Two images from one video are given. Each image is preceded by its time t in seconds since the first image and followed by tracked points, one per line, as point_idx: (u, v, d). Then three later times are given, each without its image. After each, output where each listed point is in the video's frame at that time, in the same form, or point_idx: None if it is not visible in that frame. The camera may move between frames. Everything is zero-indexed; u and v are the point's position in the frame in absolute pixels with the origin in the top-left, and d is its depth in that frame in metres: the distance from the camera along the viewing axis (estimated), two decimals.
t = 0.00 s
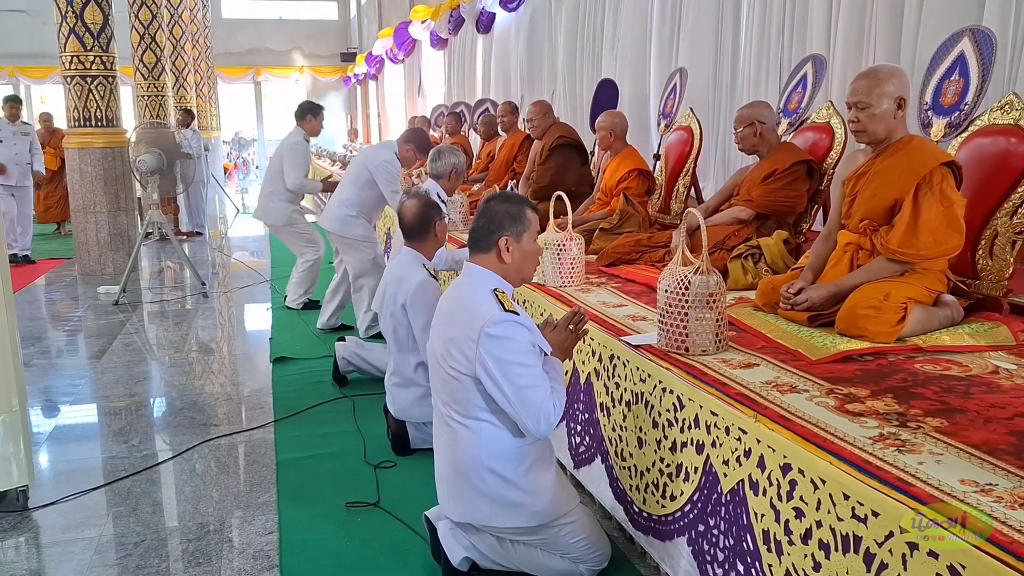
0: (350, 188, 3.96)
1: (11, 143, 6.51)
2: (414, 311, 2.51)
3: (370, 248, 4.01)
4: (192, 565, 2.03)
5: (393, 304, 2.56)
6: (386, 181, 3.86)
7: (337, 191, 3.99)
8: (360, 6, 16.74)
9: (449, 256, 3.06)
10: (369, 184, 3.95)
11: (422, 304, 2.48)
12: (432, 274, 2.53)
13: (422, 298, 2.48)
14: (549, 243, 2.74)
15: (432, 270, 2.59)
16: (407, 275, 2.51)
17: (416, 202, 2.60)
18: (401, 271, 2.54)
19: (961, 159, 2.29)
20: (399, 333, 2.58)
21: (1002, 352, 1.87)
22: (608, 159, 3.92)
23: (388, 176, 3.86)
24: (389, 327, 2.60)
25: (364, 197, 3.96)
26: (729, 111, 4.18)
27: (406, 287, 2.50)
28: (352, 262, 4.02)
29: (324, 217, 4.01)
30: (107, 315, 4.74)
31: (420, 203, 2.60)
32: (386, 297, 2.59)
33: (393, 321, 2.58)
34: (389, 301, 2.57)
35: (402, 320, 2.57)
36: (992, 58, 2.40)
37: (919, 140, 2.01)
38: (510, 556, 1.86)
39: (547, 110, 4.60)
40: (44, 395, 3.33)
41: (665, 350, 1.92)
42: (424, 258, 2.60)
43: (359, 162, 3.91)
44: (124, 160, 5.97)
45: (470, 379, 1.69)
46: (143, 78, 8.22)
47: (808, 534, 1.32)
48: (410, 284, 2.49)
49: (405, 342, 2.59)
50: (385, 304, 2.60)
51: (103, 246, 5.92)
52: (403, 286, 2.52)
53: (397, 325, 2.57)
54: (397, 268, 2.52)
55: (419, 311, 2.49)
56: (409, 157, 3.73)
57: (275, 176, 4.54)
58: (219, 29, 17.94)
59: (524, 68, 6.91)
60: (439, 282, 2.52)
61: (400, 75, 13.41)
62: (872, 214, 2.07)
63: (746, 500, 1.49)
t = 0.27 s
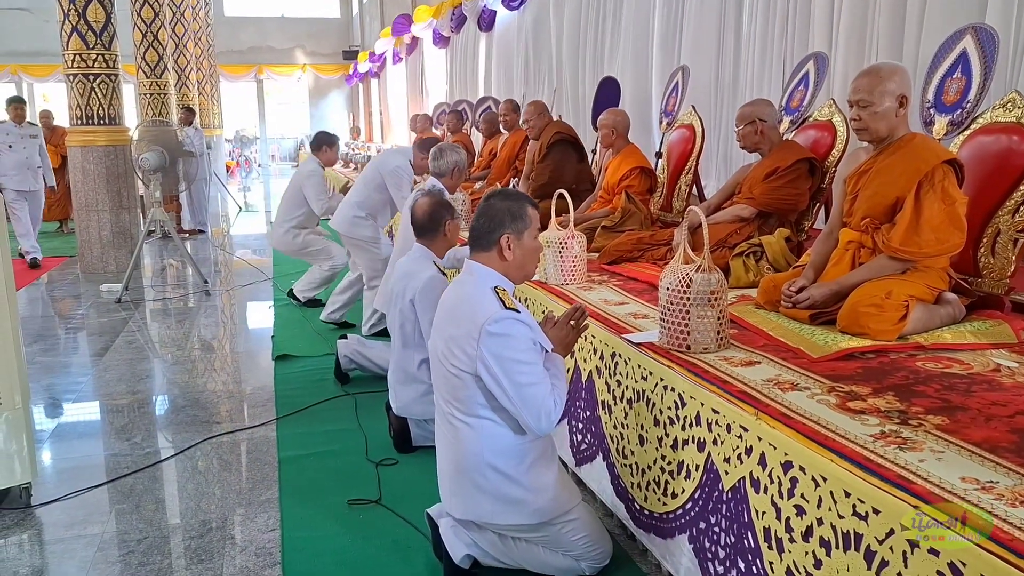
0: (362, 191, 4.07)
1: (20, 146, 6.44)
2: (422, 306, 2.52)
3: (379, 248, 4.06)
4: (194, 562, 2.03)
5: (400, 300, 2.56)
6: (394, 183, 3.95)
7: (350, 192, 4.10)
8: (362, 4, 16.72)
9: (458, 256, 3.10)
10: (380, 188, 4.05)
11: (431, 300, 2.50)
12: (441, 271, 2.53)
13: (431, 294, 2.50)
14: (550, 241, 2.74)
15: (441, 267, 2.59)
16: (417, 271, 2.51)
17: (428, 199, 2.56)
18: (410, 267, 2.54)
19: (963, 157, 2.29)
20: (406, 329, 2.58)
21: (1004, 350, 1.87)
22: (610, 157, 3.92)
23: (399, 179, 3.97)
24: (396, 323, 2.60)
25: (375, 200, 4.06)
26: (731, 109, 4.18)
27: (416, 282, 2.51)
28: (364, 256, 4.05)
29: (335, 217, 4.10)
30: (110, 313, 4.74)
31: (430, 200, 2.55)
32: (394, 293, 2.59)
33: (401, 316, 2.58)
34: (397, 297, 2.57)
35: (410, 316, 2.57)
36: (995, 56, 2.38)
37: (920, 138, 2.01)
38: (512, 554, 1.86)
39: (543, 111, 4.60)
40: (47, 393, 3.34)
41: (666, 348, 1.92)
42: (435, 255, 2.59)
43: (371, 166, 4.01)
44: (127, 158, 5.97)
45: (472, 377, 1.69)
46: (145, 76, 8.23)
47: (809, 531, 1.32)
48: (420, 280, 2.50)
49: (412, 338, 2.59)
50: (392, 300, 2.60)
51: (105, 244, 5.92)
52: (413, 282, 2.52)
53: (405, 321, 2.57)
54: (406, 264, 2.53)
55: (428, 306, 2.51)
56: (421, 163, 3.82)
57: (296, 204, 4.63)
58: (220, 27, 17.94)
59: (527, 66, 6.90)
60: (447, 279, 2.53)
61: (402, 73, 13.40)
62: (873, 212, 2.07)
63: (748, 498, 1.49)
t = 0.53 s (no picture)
0: (367, 195, 4.26)
1: (26, 142, 6.30)
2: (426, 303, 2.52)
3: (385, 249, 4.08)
4: (196, 559, 2.04)
5: (404, 296, 2.56)
6: (399, 180, 4.15)
7: (356, 196, 4.29)
8: (364, 2, 16.71)
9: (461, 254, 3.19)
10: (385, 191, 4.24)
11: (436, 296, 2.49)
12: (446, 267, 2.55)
13: (435, 290, 2.49)
14: (552, 239, 2.74)
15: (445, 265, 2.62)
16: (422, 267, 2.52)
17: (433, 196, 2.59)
18: (417, 263, 2.56)
19: (964, 154, 2.29)
20: (411, 326, 2.57)
21: (1005, 348, 1.87)
22: (612, 155, 3.92)
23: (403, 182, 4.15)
24: (400, 319, 2.58)
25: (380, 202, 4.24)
26: (733, 107, 4.18)
27: (420, 278, 2.51)
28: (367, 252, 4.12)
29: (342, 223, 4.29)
30: (112, 311, 4.75)
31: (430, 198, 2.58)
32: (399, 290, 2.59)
33: (404, 312, 2.57)
34: (401, 292, 2.57)
35: (414, 312, 2.56)
36: (996, 54, 2.38)
37: (922, 136, 2.00)
38: (512, 551, 1.87)
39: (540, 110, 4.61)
40: (49, 390, 3.34)
41: (667, 345, 1.92)
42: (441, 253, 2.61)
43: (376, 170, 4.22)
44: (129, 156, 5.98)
45: (470, 375, 1.69)
46: (147, 74, 8.24)
47: (809, 528, 1.32)
48: (424, 276, 2.50)
49: (416, 334, 2.57)
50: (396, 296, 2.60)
51: (108, 241, 5.93)
52: (417, 278, 2.53)
53: (409, 317, 2.56)
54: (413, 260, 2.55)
55: (432, 302, 2.50)
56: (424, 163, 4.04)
57: (308, 224, 4.60)
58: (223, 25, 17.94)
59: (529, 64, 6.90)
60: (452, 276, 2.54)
61: (404, 71, 13.39)
62: (874, 210, 2.07)
63: (748, 495, 1.49)
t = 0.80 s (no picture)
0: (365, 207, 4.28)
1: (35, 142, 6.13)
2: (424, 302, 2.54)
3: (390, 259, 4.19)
4: (197, 557, 2.04)
5: (403, 296, 2.58)
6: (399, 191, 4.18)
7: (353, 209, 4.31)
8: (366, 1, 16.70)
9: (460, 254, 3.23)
10: (385, 203, 4.27)
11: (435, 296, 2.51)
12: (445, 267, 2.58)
13: (434, 289, 2.51)
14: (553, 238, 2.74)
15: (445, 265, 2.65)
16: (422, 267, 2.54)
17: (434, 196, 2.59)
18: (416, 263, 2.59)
19: (965, 153, 2.29)
20: (410, 324, 2.58)
21: (1006, 347, 1.87)
22: (613, 153, 3.92)
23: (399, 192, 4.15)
24: (399, 318, 2.59)
25: (380, 215, 4.27)
26: (735, 105, 4.17)
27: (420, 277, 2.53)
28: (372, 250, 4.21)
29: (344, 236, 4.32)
30: (114, 309, 4.75)
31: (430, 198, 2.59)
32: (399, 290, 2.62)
33: (404, 311, 2.58)
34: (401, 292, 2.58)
35: (413, 311, 2.58)
36: (998, 52, 2.39)
37: (923, 135, 2.00)
38: (513, 549, 1.87)
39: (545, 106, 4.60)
40: (51, 389, 3.35)
41: (668, 344, 1.92)
42: (442, 252, 2.66)
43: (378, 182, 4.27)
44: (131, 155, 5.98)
45: (469, 374, 1.69)
46: (149, 72, 8.24)
47: (809, 527, 1.32)
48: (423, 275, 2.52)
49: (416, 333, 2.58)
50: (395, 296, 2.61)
51: (110, 240, 5.93)
52: (417, 278, 2.56)
53: (407, 316, 2.57)
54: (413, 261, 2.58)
55: (430, 301, 2.52)
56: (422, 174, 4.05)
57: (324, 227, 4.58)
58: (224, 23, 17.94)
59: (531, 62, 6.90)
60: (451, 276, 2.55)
61: (406, 69, 13.38)
62: (875, 209, 2.07)
63: (748, 494, 1.49)
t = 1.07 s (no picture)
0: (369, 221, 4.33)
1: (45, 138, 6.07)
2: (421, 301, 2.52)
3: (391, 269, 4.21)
4: (200, 554, 2.05)
5: (400, 295, 2.56)
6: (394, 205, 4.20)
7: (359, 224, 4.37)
8: None
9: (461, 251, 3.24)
10: (385, 216, 4.27)
11: (432, 293, 2.49)
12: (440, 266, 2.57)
13: (431, 288, 2.50)
14: (555, 237, 2.74)
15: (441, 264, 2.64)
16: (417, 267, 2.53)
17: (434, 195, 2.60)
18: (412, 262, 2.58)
19: (968, 151, 2.29)
20: (409, 325, 2.58)
21: (1009, 345, 1.87)
22: (615, 152, 3.92)
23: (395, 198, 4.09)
24: (398, 319, 2.59)
25: (380, 227, 4.28)
26: (737, 104, 4.17)
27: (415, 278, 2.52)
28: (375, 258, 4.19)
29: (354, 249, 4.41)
30: (116, 308, 4.76)
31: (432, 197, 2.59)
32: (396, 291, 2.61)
33: (401, 312, 2.57)
34: (397, 292, 2.58)
35: (411, 311, 2.57)
36: (1001, 51, 2.39)
37: (926, 133, 2.00)
38: (515, 547, 1.87)
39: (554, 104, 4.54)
40: (54, 387, 3.35)
41: (670, 342, 1.92)
42: (438, 252, 2.66)
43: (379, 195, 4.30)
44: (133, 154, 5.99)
45: (469, 373, 1.70)
46: (151, 72, 8.25)
47: (811, 525, 1.32)
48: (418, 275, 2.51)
49: (415, 333, 2.58)
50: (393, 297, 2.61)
51: (112, 239, 5.94)
52: (413, 276, 2.55)
53: (405, 317, 2.57)
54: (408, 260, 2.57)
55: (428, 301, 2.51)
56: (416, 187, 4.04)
57: (344, 218, 4.57)
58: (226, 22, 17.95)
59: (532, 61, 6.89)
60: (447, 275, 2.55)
61: (408, 68, 13.38)
62: (877, 207, 2.07)
63: (750, 491, 1.49)
